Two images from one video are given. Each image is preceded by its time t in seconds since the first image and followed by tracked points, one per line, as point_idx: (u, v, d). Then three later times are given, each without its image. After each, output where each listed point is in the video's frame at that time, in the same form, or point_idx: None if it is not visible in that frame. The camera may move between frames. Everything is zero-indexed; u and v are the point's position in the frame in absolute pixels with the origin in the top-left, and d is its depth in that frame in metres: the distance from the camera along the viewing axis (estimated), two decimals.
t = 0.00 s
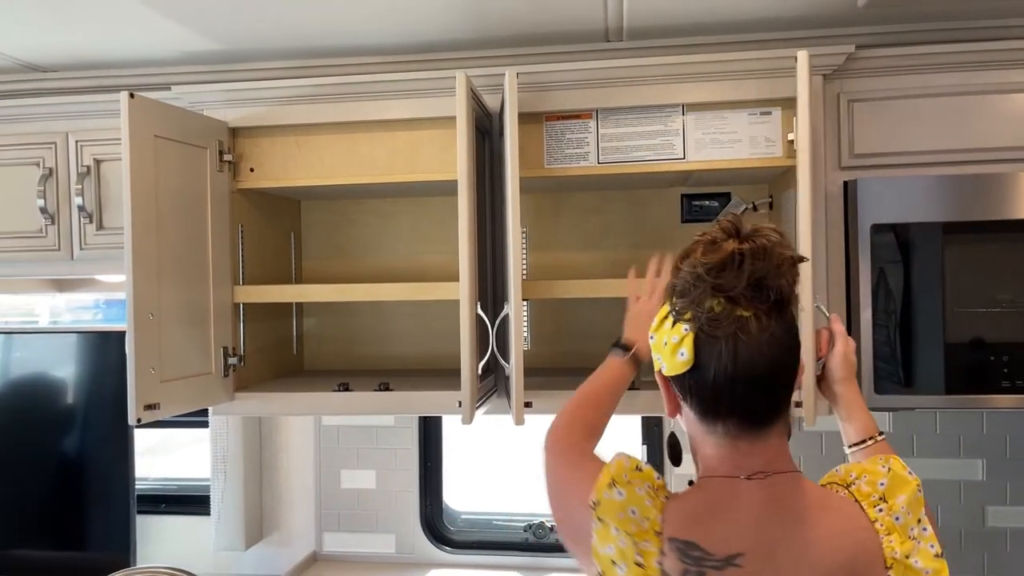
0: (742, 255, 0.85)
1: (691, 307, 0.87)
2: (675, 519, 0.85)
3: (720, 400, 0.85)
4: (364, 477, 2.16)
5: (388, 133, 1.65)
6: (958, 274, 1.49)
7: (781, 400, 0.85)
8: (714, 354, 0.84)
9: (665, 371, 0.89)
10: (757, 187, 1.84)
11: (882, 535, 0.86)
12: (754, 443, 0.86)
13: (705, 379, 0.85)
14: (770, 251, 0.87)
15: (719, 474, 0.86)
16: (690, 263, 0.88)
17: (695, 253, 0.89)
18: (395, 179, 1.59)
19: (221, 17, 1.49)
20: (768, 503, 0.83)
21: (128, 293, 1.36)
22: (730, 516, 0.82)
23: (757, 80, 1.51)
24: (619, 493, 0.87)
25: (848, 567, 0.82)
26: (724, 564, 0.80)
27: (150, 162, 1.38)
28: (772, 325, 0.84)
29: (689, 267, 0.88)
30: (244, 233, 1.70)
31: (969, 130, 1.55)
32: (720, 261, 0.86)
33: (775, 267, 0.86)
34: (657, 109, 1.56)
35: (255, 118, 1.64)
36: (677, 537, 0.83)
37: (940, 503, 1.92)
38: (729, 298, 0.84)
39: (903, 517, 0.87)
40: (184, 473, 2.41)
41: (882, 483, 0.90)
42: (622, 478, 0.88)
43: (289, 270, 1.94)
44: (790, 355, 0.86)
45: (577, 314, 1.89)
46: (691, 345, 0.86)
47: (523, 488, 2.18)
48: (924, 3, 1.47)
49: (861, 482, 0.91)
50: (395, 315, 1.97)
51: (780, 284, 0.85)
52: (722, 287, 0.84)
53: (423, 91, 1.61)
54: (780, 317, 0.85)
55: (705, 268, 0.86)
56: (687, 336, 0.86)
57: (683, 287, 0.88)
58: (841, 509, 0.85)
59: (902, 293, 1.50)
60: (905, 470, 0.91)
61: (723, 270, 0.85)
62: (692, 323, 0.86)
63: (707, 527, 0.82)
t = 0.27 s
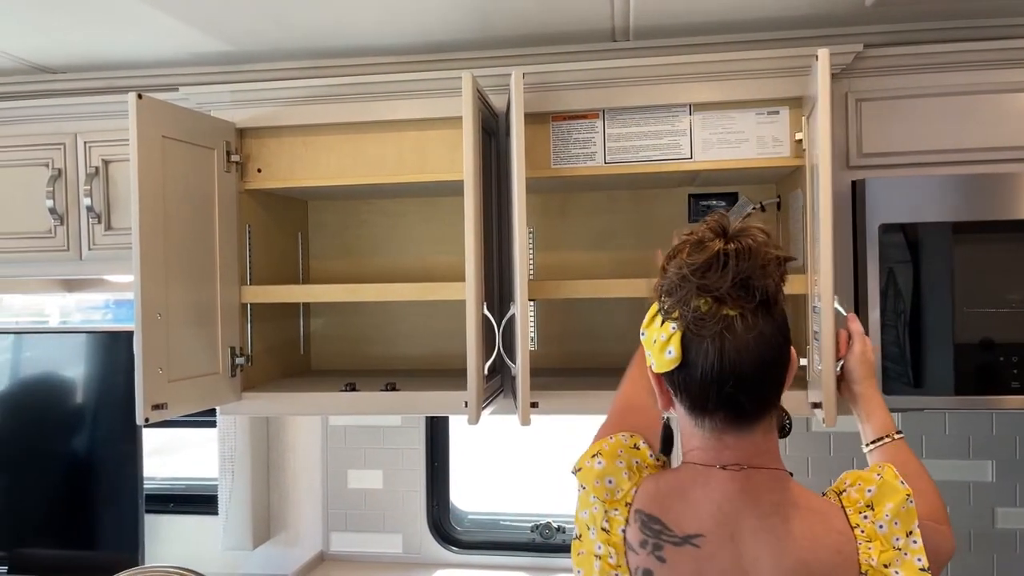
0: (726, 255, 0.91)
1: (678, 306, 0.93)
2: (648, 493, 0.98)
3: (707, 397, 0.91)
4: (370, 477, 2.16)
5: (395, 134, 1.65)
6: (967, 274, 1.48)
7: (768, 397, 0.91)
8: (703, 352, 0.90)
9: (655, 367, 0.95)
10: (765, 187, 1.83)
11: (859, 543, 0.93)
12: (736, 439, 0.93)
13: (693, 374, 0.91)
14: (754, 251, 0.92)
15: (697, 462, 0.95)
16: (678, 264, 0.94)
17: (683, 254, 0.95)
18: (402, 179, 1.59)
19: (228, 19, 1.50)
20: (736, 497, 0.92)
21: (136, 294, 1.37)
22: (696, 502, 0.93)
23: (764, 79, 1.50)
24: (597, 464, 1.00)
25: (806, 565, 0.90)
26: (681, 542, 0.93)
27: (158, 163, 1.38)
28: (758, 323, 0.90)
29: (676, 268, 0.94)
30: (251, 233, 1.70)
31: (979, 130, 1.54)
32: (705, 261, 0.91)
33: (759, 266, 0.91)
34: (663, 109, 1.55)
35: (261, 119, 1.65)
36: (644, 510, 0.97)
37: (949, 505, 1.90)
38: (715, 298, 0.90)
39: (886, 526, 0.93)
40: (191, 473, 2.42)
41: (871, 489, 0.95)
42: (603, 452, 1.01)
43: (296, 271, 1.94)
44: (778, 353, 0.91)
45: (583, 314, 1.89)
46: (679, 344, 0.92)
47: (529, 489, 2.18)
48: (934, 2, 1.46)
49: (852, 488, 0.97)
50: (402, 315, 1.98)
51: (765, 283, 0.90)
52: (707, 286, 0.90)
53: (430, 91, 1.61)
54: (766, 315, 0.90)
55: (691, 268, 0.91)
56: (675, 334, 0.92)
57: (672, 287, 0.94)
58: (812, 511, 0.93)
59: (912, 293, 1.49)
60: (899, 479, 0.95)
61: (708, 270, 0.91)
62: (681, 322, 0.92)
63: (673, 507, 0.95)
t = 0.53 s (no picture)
0: (716, 250, 0.92)
1: (672, 302, 0.93)
2: (643, 488, 0.98)
3: (704, 391, 0.91)
4: (376, 477, 2.17)
5: (401, 135, 1.65)
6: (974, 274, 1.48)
7: (762, 390, 0.92)
8: (698, 346, 0.90)
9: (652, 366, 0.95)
10: (771, 187, 1.82)
11: (855, 532, 0.94)
12: (731, 434, 0.93)
13: (690, 369, 0.91)
14: (743, 246, 0.94)
15: (692, 457, 0.95)
16: (669, 261, 0.96)
17: (674, 253, 0.97)
18: (407, 180, 1.60)
19: (235, 20, 1.50)
20: (731, 490, 0.92)
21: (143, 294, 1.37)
22: (692, 495, 0.93)
23: (770, 80, 1.50)
24: (597, 460, 1.04)
25: (802, 558, 0.90)
26: (678, 535, 0.93)
27: (165, 164, 1.39)
28: (750, 315, 0.90)
29: (668, 266, 0.96)
30: (258, 233, 1.71)
31: (987, 130, 1.53)
32: (696, 257, 0.93)
33: (748, 261, 0.93)
34: (669, 109, 1.55)
35: (268, 120, 1.65)
36: (640, 503, 0.97)
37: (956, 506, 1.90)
38: (707, 292, 0.91)
39: (881, 518, 0.95)
40: (198, 472, 2.43)
41: (866, 484, 0.98)
42: (603, 449, 1.05)
43: (303, 271, 1.95)
44: (770, 347, 0.92)
45: (589, 315, 1.89)
46: (674, 340, 0.92)
47: (535, 489, 2.18)
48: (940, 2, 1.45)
49: (849, 483, 1.00)
50: (408, 316, 1.98)
51: (754, 277, 0.92)
52: (699, 281, 0.91)
53: (435, 92, 1.61)
54: (758, 308, 0.91)
55: (682, 264, 0.93)
56: (669, 331, 0.92)
57: (664, 284, 0.95)
58: (807, 505, 0.93)
59: (918, 293, 1.48)
60: (894, 474, 0.98)
61: (699, 265, 0.92)
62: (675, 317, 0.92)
63: (668, 500, 0.95)
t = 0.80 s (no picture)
0: (743, 249, 0.94)
1: (698, 301, 0.94)
2: (671, 496, 0.97)
3: (729, 389, 0.91)
4: (381, 477, 2.17)
5: (406, 135, 1.66)
6: (981, 274, 1.47)
7: (784, 389, 0.92)
8: (724, 344, 0.90)
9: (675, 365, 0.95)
10: (776, 187, 1.82)
11: (879, 530, 0.92)
12: (753, 432, 0.93)
13: (715, 367, 0.91)
14: (768, 245, 0.95)
15: (716, 459, 0.95)
16: (695, 261, 0.97)
17: (699, 254, 0.98)
18: (413, 180, 1.60)
19: (241, 22, 1.51)
20: (759, 489, 0.91)
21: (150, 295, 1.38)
22: (721, 498, 0.93)
23: (776, 80, 1.50)
24: (619, 473, 1.00)
25: (835, 552, 0.89)
26: (710, 540, 0.92)
27: (171, 164, 1.40)
28: (775, 314, 0.91)
29: (694, 265, 0.97)
30: (264, 233, 1.72)
31: (993, 130, 1.53)
32: (723, 256, 0.94)
33: (774, 260, 0.94)
34: (674, 110, 1.55)
35: (274, 121, 1.66)
36: (669, 512, 0.96)
37: (962, 507, 1.89)
38: (733, 290, 0.92)
39: (904, 514, 0.93)
40: (204, 472, 2.44)
41: (886, 480, 0.96)
42: (622, 461, 1.01)
43: (308, 271, 1.95)
44: (792, 347, 0.93)
45: (594, 315, 1.89)
46: (700, 338, 0.92)
47: (540, 489, 2.18)
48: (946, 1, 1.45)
49: (868, 480, 0.98)
50: (413, 316, 1.98)
51: (781, 277, 0.93)
52: (727, 279, 0.92)
53: (440, 93, 1.61)
54: (782, 308, 0.92)
55: (710, 262, 0.94)
56: (695, 329, 0.92)
57: (690, 283, 0.96)
58: (833, 498, 0.93)
59: (925, 294, 1.48)
60: (912, 470, 0.96)
61: (725, 264, 0.93)
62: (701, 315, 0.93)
63: (698, 506, 0.94)
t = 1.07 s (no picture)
0: (782, 251, 0.90)
1: (732, 299, 0.88)
2: (709, 511, 0.88)
3: (760, 390, 0.86)
4: (385, 477, 2.18)
5: (411, 136, 1.66)
6: (986, 275, 1.47)
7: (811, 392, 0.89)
8: (758, 344, 0.85)
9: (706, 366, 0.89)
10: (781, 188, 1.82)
11: (901, 503, 0.96)
12: (783, 428, 0.89)
13: (747, 368, 0.86)
14: (802, 248, 0.92)
15: (749, 462, 0.89)
16: (731, 260, 0.91)
17: (734, 252, 0.92)
18: (418, 181, 1.60)
19: (247, 23, 1.51)
20: (798, 484, 0.87)
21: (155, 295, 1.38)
22: (763, 500, 0.86)
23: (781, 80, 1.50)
24: (654, 505, 0.90)
25: (872, 536, 0.87)
26: (765, 544, 0.84)
27: (177, 165, 1.40)
28: (807, 318, 0.88)
29: (730, 263, 0.91)
30: (268, 234, 1.72)
31: (999, 130, 1.52)
32: (761, 258, 0.90)
33: (808, 266, 0.91)
34: (678, 110, 1.56)
35: (279, 121, 1.66)
36: (715, 527, 0.86)
37: (966, 507, 1.88)
38: (769, 292, 0.88)
39: (915, 487, 0.99)
40: (209, 472, 2.45)
41: (892, 458, 1.03)
42: (651, 493, 0.92)
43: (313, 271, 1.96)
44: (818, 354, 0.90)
45: (598, 315, 1.89)
46: (734, 338, 0.86)
47: (544, 489, 2.18)
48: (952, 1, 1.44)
49: (873, 460, 1.03)
50: (417, 316, 1.99)
51: (812, 282, 0.91)
52: (764, 281, 0.88)
53: (445, 94, 1.61)
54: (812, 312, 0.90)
55: (749, 263, 0.89)
56: (729, 329, 0.87)
57: (725, 282, 0.90)
58: (858, 484, 0.91)
59: (930, 294, 1.48)
60: (910, 444, 1.04)
61: (762, 263, 0.89)
62: (734, 316, 0.87)
63: (742, 513, 0.86)
